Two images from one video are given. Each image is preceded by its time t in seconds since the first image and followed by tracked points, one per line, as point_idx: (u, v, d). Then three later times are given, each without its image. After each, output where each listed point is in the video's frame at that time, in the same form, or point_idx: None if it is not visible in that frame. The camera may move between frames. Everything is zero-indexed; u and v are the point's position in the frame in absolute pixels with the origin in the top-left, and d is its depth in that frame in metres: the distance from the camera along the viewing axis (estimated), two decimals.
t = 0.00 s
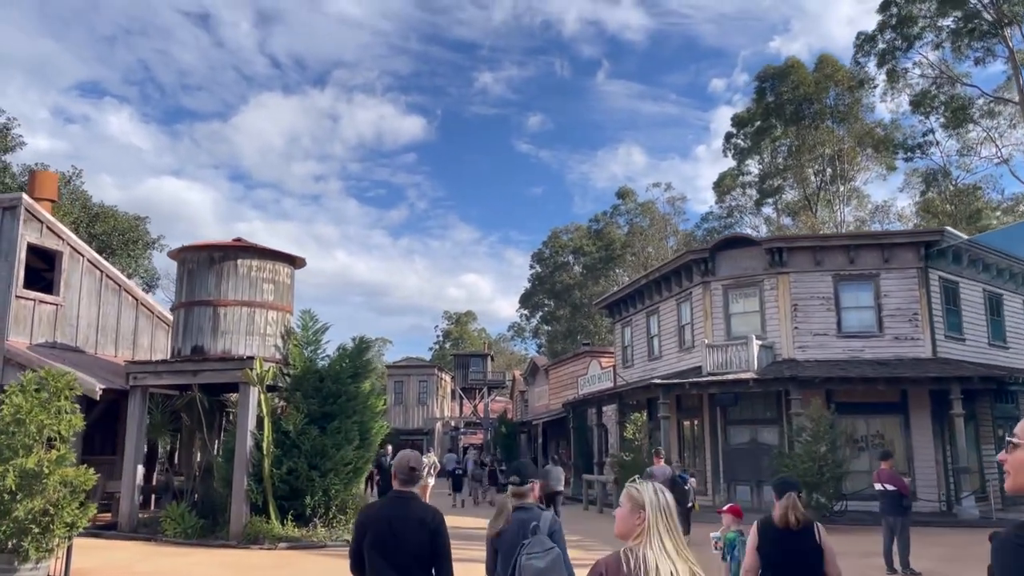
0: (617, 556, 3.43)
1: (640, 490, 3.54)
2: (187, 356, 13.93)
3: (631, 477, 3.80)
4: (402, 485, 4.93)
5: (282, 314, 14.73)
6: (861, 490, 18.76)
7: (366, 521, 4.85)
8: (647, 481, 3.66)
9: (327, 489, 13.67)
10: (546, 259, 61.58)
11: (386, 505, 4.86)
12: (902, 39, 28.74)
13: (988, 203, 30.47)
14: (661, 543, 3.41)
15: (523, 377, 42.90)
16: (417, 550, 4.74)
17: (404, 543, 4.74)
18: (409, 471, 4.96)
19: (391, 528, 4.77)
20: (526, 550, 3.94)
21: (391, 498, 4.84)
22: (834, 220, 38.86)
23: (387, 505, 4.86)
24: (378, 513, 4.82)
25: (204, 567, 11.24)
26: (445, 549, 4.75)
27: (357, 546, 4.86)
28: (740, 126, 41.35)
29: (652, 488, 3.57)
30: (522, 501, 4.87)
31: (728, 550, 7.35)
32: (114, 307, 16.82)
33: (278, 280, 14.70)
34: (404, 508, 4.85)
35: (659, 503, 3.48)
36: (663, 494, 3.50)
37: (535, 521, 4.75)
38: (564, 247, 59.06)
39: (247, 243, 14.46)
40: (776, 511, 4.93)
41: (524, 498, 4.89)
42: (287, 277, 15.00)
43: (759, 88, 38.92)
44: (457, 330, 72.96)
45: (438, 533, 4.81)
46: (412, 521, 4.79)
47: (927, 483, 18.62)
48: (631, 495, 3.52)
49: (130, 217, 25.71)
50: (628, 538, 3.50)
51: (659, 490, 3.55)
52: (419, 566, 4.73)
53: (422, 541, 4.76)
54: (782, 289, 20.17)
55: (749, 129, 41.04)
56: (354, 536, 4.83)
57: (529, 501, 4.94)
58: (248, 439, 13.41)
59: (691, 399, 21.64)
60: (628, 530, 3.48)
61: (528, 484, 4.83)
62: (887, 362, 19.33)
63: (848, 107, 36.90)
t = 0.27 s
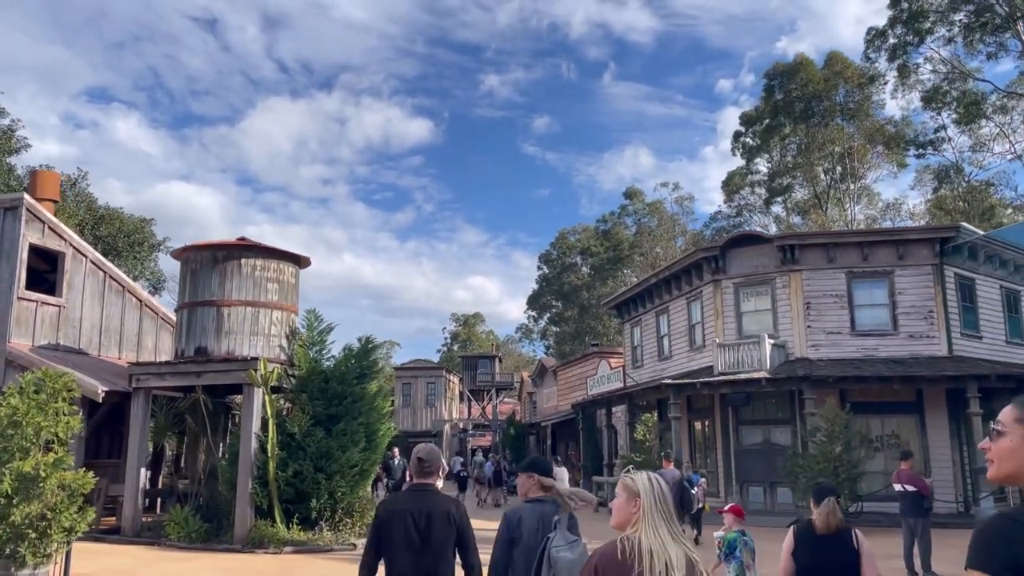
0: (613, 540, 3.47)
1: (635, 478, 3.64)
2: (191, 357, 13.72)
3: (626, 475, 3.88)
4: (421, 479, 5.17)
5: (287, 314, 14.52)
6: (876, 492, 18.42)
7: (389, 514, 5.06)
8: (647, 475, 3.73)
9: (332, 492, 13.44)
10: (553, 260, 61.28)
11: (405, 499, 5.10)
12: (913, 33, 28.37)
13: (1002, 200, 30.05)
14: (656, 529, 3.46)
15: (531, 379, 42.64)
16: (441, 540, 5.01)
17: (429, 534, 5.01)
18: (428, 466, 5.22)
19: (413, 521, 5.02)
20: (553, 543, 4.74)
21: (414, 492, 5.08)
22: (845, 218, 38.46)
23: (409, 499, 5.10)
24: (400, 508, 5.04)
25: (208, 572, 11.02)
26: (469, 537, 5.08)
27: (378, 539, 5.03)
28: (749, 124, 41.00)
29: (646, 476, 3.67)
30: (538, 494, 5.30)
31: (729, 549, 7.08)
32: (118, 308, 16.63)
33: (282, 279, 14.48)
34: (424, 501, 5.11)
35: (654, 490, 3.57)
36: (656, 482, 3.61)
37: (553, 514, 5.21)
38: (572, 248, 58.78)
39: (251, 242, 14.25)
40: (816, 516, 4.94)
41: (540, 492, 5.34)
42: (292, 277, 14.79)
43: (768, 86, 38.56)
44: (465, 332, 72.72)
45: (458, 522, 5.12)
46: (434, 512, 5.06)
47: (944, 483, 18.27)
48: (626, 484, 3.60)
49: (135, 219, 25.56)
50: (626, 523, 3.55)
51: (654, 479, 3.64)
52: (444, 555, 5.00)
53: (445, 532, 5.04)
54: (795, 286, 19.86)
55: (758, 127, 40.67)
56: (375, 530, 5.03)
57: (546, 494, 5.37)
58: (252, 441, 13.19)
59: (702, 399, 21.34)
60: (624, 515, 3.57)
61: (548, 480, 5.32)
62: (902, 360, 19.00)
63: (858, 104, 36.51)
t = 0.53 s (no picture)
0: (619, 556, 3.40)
1: (640, 491, 3.54)
2: (193, 356, 13.49)
3: (633, 483, 3.79)
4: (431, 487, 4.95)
5: (291, 312, 14.27)
6: (892, 490, 18.07)
7: (397, 523, 4.84)
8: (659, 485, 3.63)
9: (338, 492, 13.20)
10: (560, 259, 60.96)
11: (415, 508, 4.87)
12: (925, 24, 27.98)
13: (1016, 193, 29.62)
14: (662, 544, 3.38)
15: (539, 377, 42.38)
16: (450, 549, 4.78)
17: (439, 543, 4.78)
18: (438, 473, 4.99)
19: (423, 530, 4.79)
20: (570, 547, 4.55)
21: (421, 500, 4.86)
22: (855, 214, 38.05)
23: (418, 508, 4.87)
24: (409, 517, 4.81)
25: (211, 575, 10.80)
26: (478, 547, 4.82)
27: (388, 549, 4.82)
28: (758, 120, 40.62)
29: (652, 489, 3.56)
30: (546, 501, 5.08)
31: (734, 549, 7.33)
32: (120, 307, 16.42)
33: (286, 276, 14.24)
34: (434, 510, 4.88)
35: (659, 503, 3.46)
36: (662, 494, 3.50)
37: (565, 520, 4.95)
38: (579, 246, 58.45)
39: (254, 239, 14.01)
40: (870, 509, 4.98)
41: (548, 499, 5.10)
42: (296, 274, 14.55)
43: (777, 81, 38.18)
44: (472, 331, 72.47)
45: (469, 532, 4.88)
46: (445, 521, 4.83)
47: (961, 481, 17.91)
48: (632, 496, 3.53)
49: (139, 217, 25.38)
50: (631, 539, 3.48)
51: (660, 492, 3.53)
52: (455, 566, 4.77)
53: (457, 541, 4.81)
54: (807, 282, 19.52)
55: (767, 122, 40.30)
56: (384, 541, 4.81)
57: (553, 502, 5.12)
58: (256, 440, 12.94)
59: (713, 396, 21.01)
60: (630, 528, 3.50)
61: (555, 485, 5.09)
62: (917, 356, 18.66)
63: (869, 97, 36.11)
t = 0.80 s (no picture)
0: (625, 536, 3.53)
1: (646, 475, 3.68)
2: (195, 351, 13.28)
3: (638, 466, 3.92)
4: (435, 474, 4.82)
5: (294, 306, 14.04)
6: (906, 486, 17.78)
7: (401, 509, 4.72)
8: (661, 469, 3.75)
9: (342, 489, 13.00)
10: (567, 255, 60.65)
11: (420, 494, 4.75)
12: (936, 14, 27.58)
13: None
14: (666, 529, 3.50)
15: (546, 374, 42.12)
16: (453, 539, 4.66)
17: (441, 532, 4.66)
18: (443, 459, 4.86)
19: (428, 516, 4.68)
20: (573, 537, 4.41)
21: (425, 488, 4.74)
22: (865, 207, 37.65)
23: (421, 494, 4.75)
24: (413, 504, 4.70)
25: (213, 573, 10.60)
26: (483, 534, 4.69)
27: (393, 536, 4.72)
28: (766, 113, 40.26)
29: (658, 472, 3.70)
30: (556, 487, 4.85)
31: (738, 540, 7.41)
32: (122, 302, 16.23)
33: (289, 270, 14.02)
34: (439, 497, 4.76)
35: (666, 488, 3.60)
36: (668, 479, 3.64)
37: (574, 507, 4.72)
38: (586, 242, 58.14)
39: (256, 232, 13.79)
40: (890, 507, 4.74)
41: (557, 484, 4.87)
42: (299, 268, 14.32)
43: (785, 73, 37.80)
44: (479, 328, 72.32)
45: (475, 518, 4.75)
46: (450, 508, 4.71)
47: (977, 476, 17.59)
48: (638, 479, 3.67)
49: (143, 214, 25.21)
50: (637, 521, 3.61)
51: (667, 476, 3.66)
52: (458, 554, 4.66)
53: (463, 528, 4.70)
54: (818, 274, 19.21)
55: (775, 115, 39.91)
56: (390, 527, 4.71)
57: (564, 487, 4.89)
58: (259, 437, 12.71)
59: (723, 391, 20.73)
60: (636, 509, 3.63)
61: (565, 472, 4.86)
62: (931, 349, 18.35)
63: (879, 89, 35.70)
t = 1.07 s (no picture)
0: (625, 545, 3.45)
1: (647, 484, 3.62)
2: (195, 345, 13.01)
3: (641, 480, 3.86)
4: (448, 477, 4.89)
5: (296, 299, 13.76)
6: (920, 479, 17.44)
7: (416, 512, 4.77)
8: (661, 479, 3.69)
9: (346, 485, 12.72)
10: (573, 248, 60.26)
11: (433, 496, 4.80)
12: None
13: None
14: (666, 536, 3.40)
15: (552, 367, 41.84)
16: (468, 541, 4.68)
17: (456, 534, 4.68)
18: (457, 463, 4.92)
19: (441, 519, 4.71)
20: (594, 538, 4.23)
21: (439, 490, 4.79)
22: (874, 198, 37.21)
23: (437, 497, 4.79)
24: (428, 507, 4.75)
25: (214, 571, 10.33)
26: (497, 536, 4.69)
27: (409, 538, 4.77)
28: (774, 103, 39.82)
29: (658, 482, 3.63)
30: (580, 490, 4.71)
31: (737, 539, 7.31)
32: (122, 296, 15.97)
33: (290, 262, 13.74)
34: (452, 500, 4.79)
35: (668, 495, 3.52)
36: (669, 487, 3.56)
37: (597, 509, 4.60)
38: (592, 235, 57.75)
39: (257, 224, 13.51)
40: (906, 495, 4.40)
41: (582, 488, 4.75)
42: (301, 260, 14.04)
43: (793, 63, 37.32)
44: (484, 323, 72.05)
45: (489, 522, 4.76)
46: (462, 510, 4.74)
47: (993, 469, 17.24)
48: (638, 488, 3.61)
49: (145, 207, 24.96)
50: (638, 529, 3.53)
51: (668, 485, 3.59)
52: (473, 556, 4.67)
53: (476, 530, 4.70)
54: (830, 264, 18.85)
55: (783, 105, 39.46)
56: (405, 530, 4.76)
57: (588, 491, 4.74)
58: (260, 432, 12.44)
59: (732, 384, 20.40)
60: (636, 519, 3.56)
61: (589, 475, 4.72)
62: (946, 340, 17.98)
63: (889, 78, 35.22)
